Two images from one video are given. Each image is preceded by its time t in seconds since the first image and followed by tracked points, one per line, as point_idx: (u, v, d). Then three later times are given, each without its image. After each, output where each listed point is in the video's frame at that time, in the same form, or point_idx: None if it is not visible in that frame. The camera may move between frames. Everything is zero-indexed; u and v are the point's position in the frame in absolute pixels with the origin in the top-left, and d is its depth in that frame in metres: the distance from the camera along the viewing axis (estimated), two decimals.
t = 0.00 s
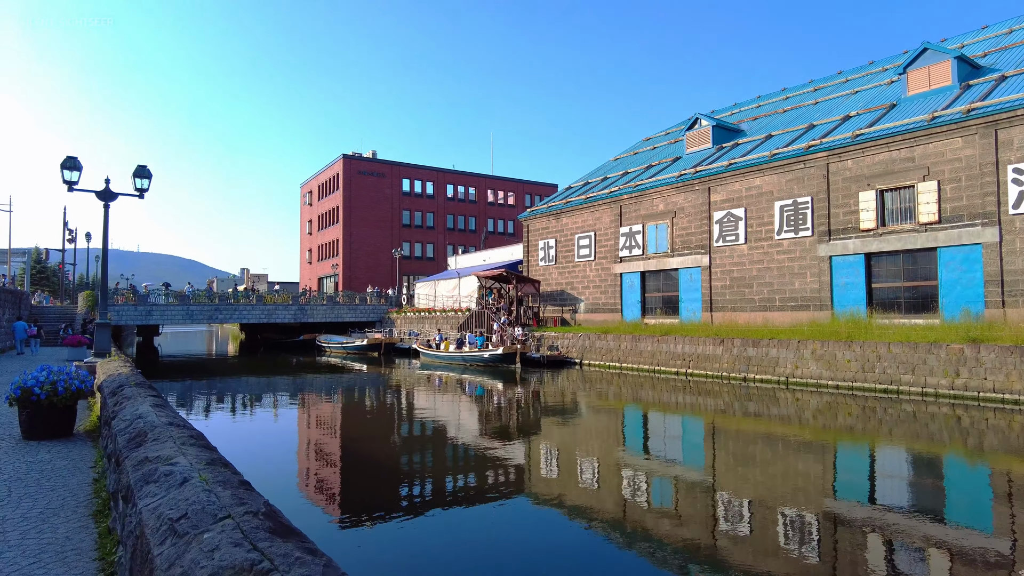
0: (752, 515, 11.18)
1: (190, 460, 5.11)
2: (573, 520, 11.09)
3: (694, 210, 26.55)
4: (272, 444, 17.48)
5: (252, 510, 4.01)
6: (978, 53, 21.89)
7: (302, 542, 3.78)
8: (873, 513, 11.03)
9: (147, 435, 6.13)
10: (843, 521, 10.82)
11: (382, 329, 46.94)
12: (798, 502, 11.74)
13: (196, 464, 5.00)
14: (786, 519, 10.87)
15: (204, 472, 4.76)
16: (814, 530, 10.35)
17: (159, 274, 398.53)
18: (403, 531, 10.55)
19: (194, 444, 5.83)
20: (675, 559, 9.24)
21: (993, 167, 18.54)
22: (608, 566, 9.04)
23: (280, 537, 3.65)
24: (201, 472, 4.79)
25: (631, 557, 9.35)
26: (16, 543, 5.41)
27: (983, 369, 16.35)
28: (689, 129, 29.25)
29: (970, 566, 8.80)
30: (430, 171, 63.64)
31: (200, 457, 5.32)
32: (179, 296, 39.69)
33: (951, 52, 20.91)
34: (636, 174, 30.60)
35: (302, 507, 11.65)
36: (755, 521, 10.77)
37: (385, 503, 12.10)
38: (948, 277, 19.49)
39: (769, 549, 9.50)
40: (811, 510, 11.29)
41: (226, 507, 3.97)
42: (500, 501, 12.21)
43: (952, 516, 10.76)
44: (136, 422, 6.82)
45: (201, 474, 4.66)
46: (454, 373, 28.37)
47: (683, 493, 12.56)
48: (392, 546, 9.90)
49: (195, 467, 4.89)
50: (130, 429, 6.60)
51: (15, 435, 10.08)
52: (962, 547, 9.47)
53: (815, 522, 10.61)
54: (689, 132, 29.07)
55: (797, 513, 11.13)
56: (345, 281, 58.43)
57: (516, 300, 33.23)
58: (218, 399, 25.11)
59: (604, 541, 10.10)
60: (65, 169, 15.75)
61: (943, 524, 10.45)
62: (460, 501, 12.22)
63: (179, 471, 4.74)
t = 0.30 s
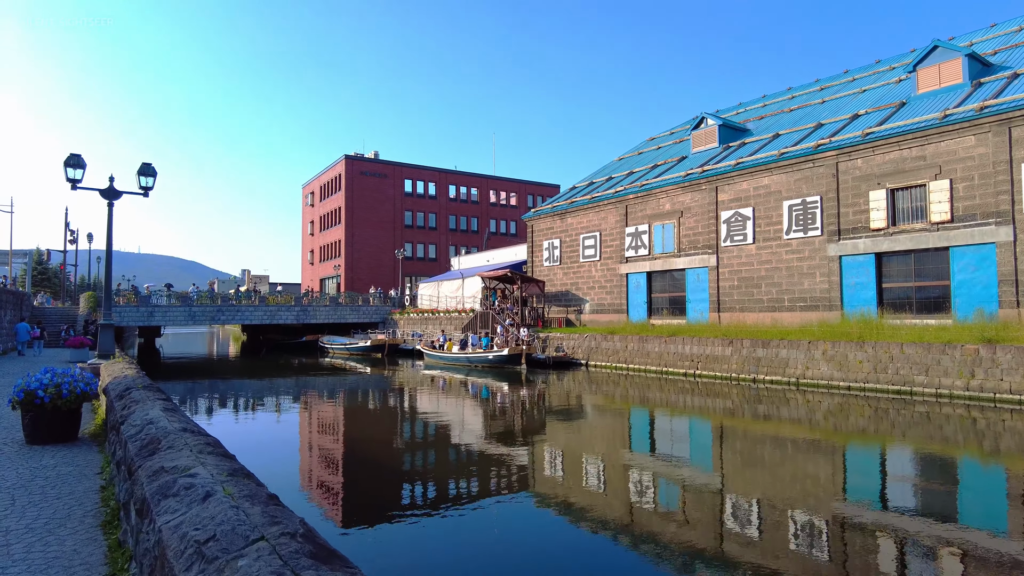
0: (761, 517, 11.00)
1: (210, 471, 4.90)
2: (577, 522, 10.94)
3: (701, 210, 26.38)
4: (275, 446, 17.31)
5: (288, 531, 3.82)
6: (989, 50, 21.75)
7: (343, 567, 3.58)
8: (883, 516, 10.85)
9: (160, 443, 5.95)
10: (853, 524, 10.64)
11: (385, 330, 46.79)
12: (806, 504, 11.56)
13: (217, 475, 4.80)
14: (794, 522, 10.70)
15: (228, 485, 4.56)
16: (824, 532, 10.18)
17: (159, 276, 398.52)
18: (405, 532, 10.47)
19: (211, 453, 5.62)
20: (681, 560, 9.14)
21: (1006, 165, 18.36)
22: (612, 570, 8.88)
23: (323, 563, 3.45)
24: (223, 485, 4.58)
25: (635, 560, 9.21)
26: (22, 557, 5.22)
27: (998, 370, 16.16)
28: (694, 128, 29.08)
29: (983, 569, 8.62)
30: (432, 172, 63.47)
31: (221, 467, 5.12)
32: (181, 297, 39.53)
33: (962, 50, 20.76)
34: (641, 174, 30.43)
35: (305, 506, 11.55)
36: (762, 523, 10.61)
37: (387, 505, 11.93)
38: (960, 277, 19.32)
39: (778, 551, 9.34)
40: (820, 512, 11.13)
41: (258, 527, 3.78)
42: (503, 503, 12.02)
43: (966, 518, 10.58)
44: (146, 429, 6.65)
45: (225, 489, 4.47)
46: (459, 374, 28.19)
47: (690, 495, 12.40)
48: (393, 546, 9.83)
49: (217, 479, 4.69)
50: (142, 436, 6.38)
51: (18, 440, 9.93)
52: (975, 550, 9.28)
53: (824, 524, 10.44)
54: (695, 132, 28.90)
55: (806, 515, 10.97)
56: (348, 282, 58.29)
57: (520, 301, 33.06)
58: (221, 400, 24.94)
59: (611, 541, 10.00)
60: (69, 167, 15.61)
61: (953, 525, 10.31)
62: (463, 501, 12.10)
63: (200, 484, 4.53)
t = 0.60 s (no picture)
0: (770, 520, 10.80)
1: (230, 494, 4.61)
2: (580, 524, 10.75)
3: (709, 209, 26.17)
4: (278, 446, 17.12)
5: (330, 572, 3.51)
6: (1001, 47, 21.58)
7: None
8: (896, 519, 10.62)
9: (175, 460, 5.66)
10: (865, 527, 10.42)
11: (388, 331, 46.62)
12: (816, 506, 11.35)
13: (239, 500, 4.50)
14: (805, 524, 10.48)
15: (253, 513, 4.23)
16: (835, 535, 9.98)
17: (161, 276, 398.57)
18: (408, 532, 10.35)
19: (229, 472, 5.38)
20: (688, 564, 8.94)
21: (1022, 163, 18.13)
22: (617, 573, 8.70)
23: None
24: (248, 512, 4.26)
25: (640, 562, 9.03)
26: None
27: (1016, 370, 15.93)
28: (701, 127, 28.86)
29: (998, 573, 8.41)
30: (435, 171, 63.28)
31: (241, 488, 4.87)
32: (184, 297, 39.35)
33: (975, 46, 20.58)
34: (647, 173, 30.23)
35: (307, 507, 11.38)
36: (770, 525, 10.41)
37: (388, 506, 11.75)
38: (975, 276, 19.10)
39: (788, 555, 9.14)
40: (830, 515, 10.92)
41: (293, 568, 3.46)
42: (507, 505, 11.83)
43: (981, 522, 10.35)
44: (158, 441, 6.42)
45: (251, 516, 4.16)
46: (465, 375, 27.99)
47: (698, 497, 12.20)
48: (393, 546, 9.70)
49: (240, 505, 4.38)
50: (153, 450, 6.13)
51: (19, 446, 9.72)
52: (991, 555, 9.06)
53: (835, 526, 10.22)
54: (701, 130, 28.68)
55: (817, 518, 10.76)
56: (350, 282, 58.11)
57: (525, 301, 32.86)
58: (224, 401, 24.76)
59: (614, 543, 9.86)
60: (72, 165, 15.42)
61: (966, 530, 10.08)
62: (466, 502, 11.94)
63: (223, 511, 4.21)
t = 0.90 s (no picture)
0: (779, 521, 10.63)
1: (263, 509, 4.36)
2: (585, 525, 10.59)
3: (717, 207, 25.97)
4: (282, 446, 16.97)
5: None
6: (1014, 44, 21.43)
7: None
8: (907, 520, 10.42)
9: (195, 469, 5.45)
10: (876, 528, 10.23)
11: (392, 330, 46.47)
12: (824, 507, 11.16)
13: (274, 516, 4.24)
14: (814, 526, 10.30)
15: (295, 532, 3.97)
16: (845, 537, 9.80)
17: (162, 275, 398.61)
18: (410, 530, 10.24)
19: (256, 482, 5.18)
20: (694, 565, 8.77)
21: None
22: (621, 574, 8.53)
23: None
24: (287, 531, 4.00)
25: (645, 564, 8.86)
26: None
27: None
28: (708, 124, 28.67)
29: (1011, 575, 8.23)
30: (438, 171, 63.09)
31: (273, 502, 4.65)
32: (186, 297, 39.18)
33: (988, 42, 20.41)
34: (654, 171, 30.04)
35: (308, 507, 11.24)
36: (779, 526, 10.24)
37: (391, 505, 11.60)
38: (989, 275, 18.91)
39: (797, 556, 8.96)
40: (839, 516, 10.73)
41: None
42: (510, 505, 11.68)
43: (995, 524, 10.15)
44: (176, 447, 6.23)
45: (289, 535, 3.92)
46: (470, 374, 27.83)
47: (705, 497, 12.03)
48: (394, 545, 9.58)
49: (276, 522, 4.12)
50: (171, 458, 5.92)
51: (24, 449, 9.54)
52: (1006, 558, 8.86)
53: (845, 528, 10.04)
54: (708, 128, 28.47)
55: (827, 519, 10.57)
56: (353, 282, 57.95)
57: (530, 300, 32.69)
58: (228, 400, 24.59)
59: (617, 543, 9.74)
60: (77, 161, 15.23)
61: (979, 532, 9.88)
62: (468, 501, 11.82)
63: (258, 530, 3.94)
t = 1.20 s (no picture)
0: (787, 522, 10.50)
1: (301, 540, 4.10)
2: (589, 526, 10.46)
3: (724, 208, 25.80)
4: (285, 447, 16.82)
5: None
6: None
7: None
8: (918, 523, 10.26)
9: (217, 486, 5.27)
10: (886, 531, 10.08)
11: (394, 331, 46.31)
12: (834, 509, 11.02)
13: (314, 548, 3.97)
14: (824, 527, 10.16)
15: (340, 567, 3.71)
16: (855, 538, 9.67)
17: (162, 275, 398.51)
18: (413, 532, 10.12)
19: (286, 503, 4.99)
20: (700, 566, 8.66)
21: None
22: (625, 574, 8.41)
23: None
24: (331, 566, 3.74)
25: (651, 565, 8.74)
26: None
27: None
28: (714, 124, 28.50)
29: None
30: (439, 171, 62.93)
31: (309, 530, 4.40)
32: (188, 297, 39.02)
33: (1000, 41, 20.23)
34: (659, 171, 29.87)
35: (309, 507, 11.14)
36: (787, 528, 10.10)
37: (393, 506, 11.48)
38: (1002, 276, 18.73)
39: (806, 558, 8.83)
40: (848, 518, 10.60)
41: None
42: (514, 505, 11.56)
43: (1008, 527, 9.99)
44: (195, 459, 6.04)
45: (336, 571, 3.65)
46: (475, 375, 27.66)
47: (711, 498, 11.91)
48: (396, 546, 9.47)
49: (318, 555, 3.86)
50: (189, 473, 5.73)
51: (27, 457, 9.35)
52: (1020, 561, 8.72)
53: (856, 530, 9.90)
54: (715, 128, 28.29)
55: (836, 521, 10.43)
56: (355, 282, 57.79)
57: (535, 301, 32.51)
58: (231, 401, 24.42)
59: (620, 544, 9.61)
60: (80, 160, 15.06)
61: (993, 535, 9.73)
62: (472, 502, 11.69)
63: (300, 564, 3.67)
